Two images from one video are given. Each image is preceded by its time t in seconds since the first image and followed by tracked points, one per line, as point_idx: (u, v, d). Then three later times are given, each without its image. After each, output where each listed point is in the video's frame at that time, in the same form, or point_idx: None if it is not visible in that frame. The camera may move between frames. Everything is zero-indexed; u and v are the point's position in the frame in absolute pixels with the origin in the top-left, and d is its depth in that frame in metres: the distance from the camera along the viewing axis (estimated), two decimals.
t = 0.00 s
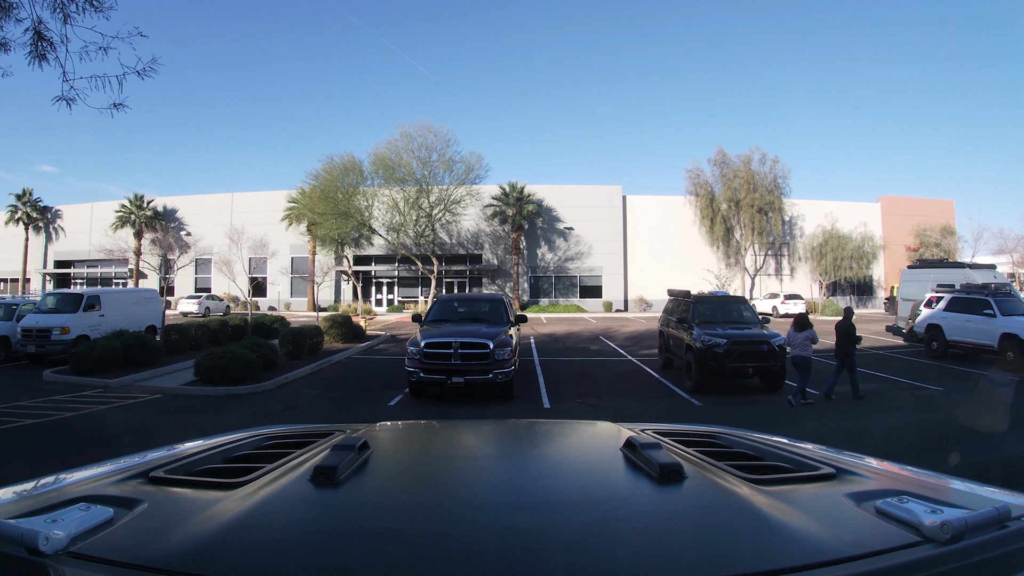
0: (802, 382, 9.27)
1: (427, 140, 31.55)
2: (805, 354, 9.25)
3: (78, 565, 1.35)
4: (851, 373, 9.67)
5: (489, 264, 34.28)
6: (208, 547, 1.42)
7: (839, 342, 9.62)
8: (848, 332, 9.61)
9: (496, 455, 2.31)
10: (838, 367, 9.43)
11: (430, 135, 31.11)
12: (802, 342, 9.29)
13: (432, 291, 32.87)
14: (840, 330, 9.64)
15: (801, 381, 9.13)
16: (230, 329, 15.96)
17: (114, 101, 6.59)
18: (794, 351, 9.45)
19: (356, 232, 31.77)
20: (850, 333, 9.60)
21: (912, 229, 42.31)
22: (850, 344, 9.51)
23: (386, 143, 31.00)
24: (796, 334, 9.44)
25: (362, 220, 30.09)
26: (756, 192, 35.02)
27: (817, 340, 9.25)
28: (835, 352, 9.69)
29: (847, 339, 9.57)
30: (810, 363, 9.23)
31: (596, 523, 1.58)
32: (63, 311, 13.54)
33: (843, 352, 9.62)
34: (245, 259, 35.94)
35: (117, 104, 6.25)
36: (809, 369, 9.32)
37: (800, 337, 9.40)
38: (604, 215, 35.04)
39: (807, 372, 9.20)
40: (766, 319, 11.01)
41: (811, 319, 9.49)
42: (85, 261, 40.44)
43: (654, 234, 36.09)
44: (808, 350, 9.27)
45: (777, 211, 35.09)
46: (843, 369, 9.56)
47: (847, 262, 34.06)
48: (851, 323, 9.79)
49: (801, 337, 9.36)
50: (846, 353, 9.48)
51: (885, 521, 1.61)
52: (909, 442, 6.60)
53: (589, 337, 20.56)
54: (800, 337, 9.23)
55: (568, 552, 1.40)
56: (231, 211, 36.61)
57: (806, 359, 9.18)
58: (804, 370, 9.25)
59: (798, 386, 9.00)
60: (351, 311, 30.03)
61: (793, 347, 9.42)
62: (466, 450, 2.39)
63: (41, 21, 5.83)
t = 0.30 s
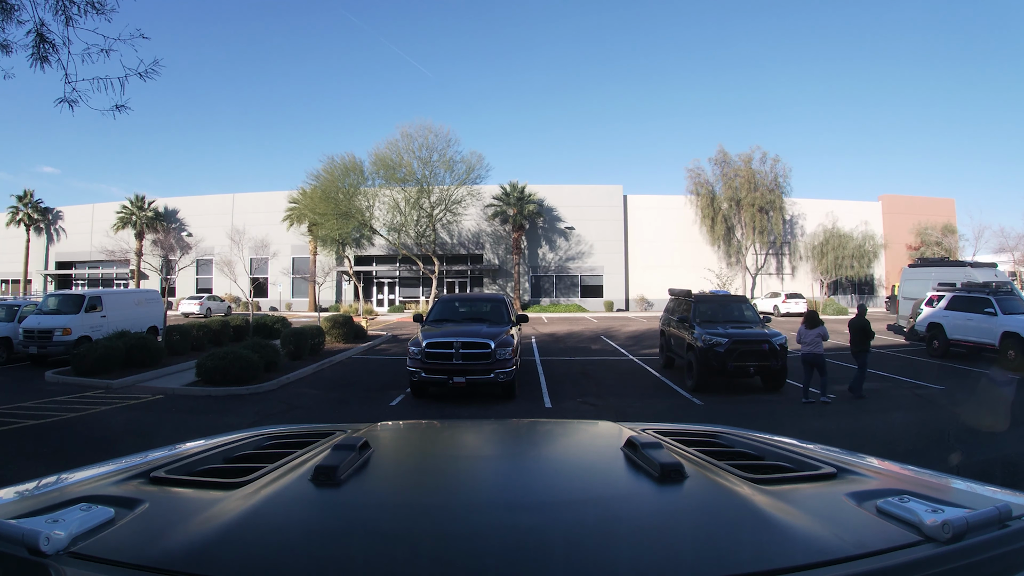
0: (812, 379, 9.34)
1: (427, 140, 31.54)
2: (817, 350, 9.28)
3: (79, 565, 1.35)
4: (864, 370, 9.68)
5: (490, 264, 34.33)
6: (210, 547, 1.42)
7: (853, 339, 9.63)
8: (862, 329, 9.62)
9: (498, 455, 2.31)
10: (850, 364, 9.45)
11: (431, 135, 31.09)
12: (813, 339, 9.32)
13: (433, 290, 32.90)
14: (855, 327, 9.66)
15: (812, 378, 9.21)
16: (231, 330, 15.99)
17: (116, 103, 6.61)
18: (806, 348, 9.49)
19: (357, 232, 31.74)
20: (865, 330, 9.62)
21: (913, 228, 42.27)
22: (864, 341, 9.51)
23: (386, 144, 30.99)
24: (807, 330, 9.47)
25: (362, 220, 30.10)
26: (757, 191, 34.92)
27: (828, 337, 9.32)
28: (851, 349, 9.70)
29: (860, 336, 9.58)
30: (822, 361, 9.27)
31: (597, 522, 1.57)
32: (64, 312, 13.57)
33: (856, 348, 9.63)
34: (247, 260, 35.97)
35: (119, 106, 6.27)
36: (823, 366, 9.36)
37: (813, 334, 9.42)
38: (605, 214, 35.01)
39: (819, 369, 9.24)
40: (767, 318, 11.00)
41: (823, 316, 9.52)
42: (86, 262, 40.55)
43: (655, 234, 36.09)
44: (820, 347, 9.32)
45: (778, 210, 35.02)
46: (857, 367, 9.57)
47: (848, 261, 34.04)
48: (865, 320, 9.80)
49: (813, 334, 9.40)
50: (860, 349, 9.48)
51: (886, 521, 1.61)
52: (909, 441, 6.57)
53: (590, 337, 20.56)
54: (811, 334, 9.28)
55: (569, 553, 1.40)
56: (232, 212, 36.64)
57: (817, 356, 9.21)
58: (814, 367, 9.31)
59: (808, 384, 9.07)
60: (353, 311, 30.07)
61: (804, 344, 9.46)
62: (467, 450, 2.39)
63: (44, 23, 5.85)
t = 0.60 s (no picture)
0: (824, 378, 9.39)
1: (428, 140, 31.57)
2: (831, 350, 9.31)
3: (80, 565, 1.36)
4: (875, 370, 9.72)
5: (490, 264, 34.38)
6: (212, 547, 1.43)
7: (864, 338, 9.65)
8: (874, 328, 9.63)
9: (499, 455, 2.31)
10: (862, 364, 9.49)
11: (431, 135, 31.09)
12: (829, 339, 9.32)
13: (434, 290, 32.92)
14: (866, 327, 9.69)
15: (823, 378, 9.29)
16: (232, 330, 16.00)
17: (118, 104, 6.62)
18: (820, 348, 9.51)
19: (358, 232, 31.73)
20: (876, 330, 9.64)
21: (914, 227, 42.25)
22: (877, 340, 9.53)
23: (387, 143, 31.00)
24: (822, 331, 9.45)
25: (364, 220, 30.11)
26: (757, 190, 34.89)
27: (842, 336, 9.33)
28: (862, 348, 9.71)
29: (873, 336, 9.61)
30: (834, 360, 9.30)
31: (598, 523, 1.57)
32: (65, 312, 13.58)
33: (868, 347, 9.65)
34: (248, 260, 35.98)
35: (122, 107, 6.30)
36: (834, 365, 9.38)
37: (827, 334, 9.43)
38: (605, 214, 34.99)
39: (832, 369, 9.29)
40: (767, 317, 11.00)
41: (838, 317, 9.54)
42: (87, 262, 40.61)
43: (656, 234, 36.07)
44: (834, 347, 9.33)
45: (778, 210, 34.99)
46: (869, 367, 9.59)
47: (849, 260, 34.03)
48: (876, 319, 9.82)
49: (828, 334, 9.41)
50: (873, 349, 9.49)
51: (886, 521, 1.60)
52: (910, 441, 6.56)
53: (591, 336, 20.54)
54: (826, 334, 9.29)
55: (570, 552, 1.40)
56: (233, 212, 36.65)
57: (831, 356, 9.24)
58: (828, 367, 9.35)
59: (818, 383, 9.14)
60: (354, 311, 30.08)
61: (817, 344, 9.48)
62: (468, 450, 2.39)
63: (46, 24, 5.86)
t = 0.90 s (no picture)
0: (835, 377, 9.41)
1: (428, 140, 31.58)
2: (841, 349, 9.35)
3: (80, 565, 1.36)
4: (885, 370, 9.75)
5: (491, 264, 34.40)
6: (213, 548, 1.43)
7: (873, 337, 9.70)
8: (882, 328, 9.67)
9: (500, 455, 2.31)
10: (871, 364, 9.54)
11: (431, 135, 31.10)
12: (838, 338, 9.36)
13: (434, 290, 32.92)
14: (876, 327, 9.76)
15: (834, 377, 9.32)
16: (233, 329, 16.01)
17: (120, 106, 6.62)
18: (830, 347, 9.55)
19: (358, 232, 31.74)
20: (884, 330, 9.70)
21: (914, 227, 42.27)
22: (886, 339, 9.57)
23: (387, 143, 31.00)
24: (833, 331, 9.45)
25: (364, 220, 30.10)
26: (757, 191, 34.88)
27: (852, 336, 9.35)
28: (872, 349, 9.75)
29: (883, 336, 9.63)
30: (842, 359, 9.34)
31: (597, 523, 1.57)
32: (66, 312, 13.58)
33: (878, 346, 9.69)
34: (248, 260, 35.98)
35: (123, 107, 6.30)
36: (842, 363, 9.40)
37: (838, 334, 9.46)
38: (605, 214, 34.99)
39: (841, 367, 9.33)
40: (768, 317, 10.99)
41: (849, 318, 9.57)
42: (87, 262, 40.67)
43: (656, 234, 36.05)
44: (843, 346, 9.36)
45: (778, 210, 35.01)
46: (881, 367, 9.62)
47: (849, 260, 34.04)
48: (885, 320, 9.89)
49: (838, 334, 9.44)
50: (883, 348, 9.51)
51: (886, 520, 1.61)
52: (910, 441, 6.54)
53: (591, 336, 20.52)
54: (836, 334, 9.33)
55: (571, 553, 1.40)
56: (233, 212, 36.67)
57: (840, 355, 9.26)
58: (837, 366, 9.37)
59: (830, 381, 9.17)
60: (354, 311, 30.10)
61: (827, 343, 9.52)
62: (469, 450, 2.39)
63: (48, 25, 5.86)
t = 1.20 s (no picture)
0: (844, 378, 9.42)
1: (428, 140, 31.62)
2: (849, 350, 9.35)
3: (79, 565, 1.36)
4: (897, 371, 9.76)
5: (490, 264, 34.43)
6: (213, 548, 1.42)
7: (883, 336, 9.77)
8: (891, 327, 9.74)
9: (500, 455, 2.31)
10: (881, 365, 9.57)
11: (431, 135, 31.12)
12: (846, 339, 9.38)
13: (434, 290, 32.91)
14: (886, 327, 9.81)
15: (844, 377, 9.32)
16: (233, 329, 16.00)
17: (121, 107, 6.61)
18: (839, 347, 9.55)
19: (359, 232, 31.75)
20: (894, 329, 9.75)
21: (913, 227, 42.31)
22: (895, 339, 9.58)
23: (387, 143, 31.01)
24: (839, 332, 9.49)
25: (364, 220, 30.10)
26: (757, 191, 34.90)
27: (860, 336, 9.32)
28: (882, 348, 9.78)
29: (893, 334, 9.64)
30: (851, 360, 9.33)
31: (597, 523, 1.58)
32: (65, 312, 13.57)
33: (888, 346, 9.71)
34: (248, 260, 35.95)
35: (125, 107, 6.29)
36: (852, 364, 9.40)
37: (846, 335, 9.45)
38: (606, 214, 34.98)
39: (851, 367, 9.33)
40: (767, 317, 10.99)
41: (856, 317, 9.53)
42: (87, 262, 40.68)
43: (656, 234, 36.05)
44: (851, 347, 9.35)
45: (779, 210, 35.05)
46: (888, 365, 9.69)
47: (849, 260, 34.05)
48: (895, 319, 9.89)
49: (845, 334, 9.44)
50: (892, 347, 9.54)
51: (886, 520, 1.61)
52: (910, 441, 6.54)
53: (590, 336, 20.52)
54: (843, 334, 9.35)
55: (570, 552, 1.40)
56: (234, 213, 36.66)
57: (848, 356, 9.28)
58: (848, 366, 9.36)
59: (840, 382, 9.17)
60: (354, 311, 30.11)
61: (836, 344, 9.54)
62: (470, 450, 2.39)
63: (49, 26, 5.84)
